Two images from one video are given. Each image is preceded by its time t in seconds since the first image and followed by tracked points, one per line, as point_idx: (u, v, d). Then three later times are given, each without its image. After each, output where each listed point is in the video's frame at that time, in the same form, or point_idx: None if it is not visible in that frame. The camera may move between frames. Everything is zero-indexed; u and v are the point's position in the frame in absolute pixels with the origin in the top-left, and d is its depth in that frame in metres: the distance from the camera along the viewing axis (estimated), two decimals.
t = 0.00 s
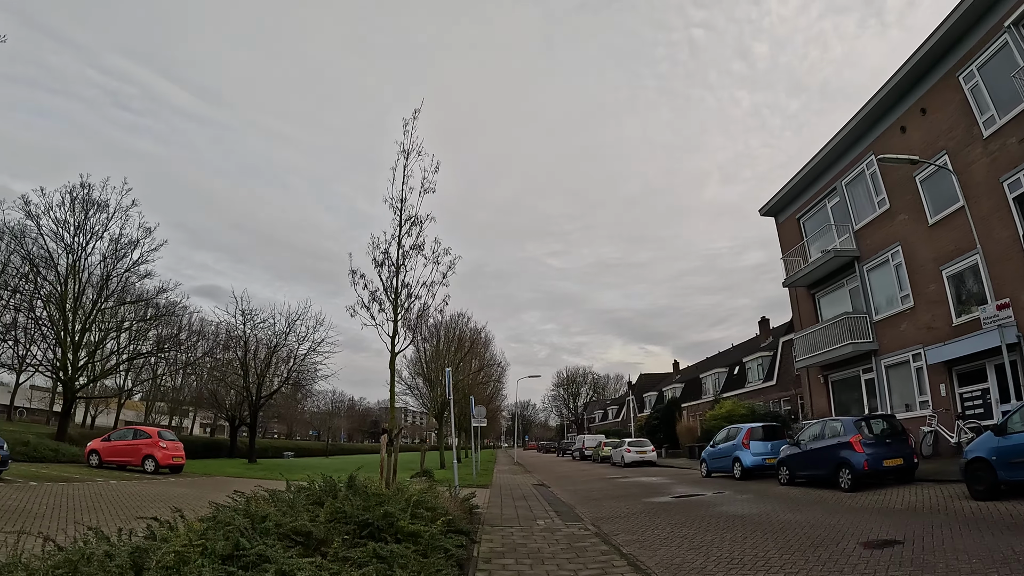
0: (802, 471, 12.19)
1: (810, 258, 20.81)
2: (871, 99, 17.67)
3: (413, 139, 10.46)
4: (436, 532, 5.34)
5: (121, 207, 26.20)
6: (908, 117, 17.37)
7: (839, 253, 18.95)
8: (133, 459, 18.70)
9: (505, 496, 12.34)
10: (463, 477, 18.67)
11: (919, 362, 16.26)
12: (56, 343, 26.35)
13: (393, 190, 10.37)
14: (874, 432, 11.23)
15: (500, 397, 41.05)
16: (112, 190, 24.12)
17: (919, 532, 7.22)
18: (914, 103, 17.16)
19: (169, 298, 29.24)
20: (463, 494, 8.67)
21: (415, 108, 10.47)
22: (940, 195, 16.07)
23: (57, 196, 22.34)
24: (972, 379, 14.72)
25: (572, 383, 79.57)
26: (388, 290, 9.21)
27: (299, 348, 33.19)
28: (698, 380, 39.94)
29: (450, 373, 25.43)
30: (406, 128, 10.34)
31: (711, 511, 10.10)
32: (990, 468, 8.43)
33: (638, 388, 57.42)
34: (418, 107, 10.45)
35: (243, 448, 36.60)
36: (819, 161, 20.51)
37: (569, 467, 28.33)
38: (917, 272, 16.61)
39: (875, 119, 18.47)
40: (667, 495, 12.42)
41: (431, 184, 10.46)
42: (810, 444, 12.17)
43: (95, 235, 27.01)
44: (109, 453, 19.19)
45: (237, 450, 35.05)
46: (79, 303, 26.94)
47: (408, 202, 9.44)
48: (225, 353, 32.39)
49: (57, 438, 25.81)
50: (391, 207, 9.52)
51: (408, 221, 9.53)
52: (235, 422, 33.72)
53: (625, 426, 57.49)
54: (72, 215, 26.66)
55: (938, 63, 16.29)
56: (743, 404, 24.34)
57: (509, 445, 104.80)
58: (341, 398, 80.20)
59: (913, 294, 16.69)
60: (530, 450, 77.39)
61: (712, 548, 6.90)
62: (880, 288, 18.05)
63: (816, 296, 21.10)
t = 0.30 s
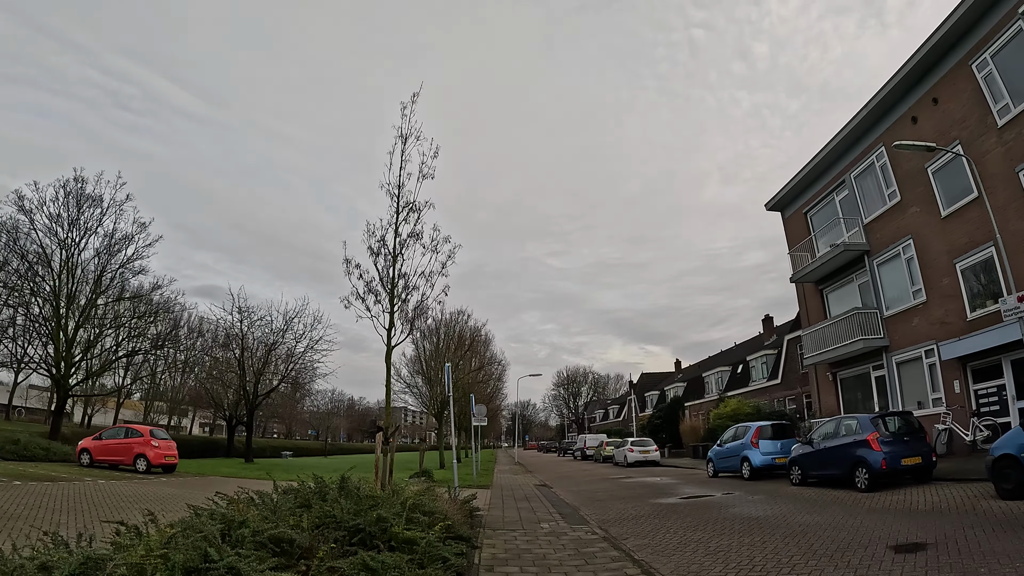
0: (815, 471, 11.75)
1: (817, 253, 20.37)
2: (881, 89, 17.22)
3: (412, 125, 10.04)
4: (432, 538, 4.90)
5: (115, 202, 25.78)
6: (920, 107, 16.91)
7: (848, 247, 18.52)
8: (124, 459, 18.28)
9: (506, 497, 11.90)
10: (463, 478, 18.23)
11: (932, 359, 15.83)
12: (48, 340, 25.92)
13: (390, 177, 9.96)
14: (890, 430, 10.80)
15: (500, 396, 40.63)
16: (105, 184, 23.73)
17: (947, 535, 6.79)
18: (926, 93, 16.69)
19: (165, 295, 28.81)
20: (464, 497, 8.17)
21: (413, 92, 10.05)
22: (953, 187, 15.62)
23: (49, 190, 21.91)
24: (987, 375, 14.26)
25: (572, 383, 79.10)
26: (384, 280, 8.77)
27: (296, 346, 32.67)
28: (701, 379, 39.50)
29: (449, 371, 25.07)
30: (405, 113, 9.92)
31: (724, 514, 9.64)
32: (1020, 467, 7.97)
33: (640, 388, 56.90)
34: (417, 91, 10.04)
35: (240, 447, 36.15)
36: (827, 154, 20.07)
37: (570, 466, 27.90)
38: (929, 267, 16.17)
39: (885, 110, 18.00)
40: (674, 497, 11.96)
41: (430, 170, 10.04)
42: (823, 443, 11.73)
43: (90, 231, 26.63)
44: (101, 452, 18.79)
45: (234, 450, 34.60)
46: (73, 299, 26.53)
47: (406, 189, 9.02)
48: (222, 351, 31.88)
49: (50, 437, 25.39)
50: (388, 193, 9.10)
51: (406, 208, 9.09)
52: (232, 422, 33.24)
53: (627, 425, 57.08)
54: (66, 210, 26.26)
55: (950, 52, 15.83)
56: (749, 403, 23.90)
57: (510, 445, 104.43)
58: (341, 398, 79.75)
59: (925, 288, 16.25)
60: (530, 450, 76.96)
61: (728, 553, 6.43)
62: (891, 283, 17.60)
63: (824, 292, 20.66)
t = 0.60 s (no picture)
0: (827, 471, 11.36)
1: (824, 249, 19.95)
2: (891, 79, 16.76)
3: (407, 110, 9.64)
4: (424, 547, 4.45)
5: (108, 197, 25.34)
6: (929, 98, 16.48)
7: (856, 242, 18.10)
8: (115, 458, 17.86)
9: (505, 498, 11.47)
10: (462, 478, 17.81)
11: (943, 355, 15.40)
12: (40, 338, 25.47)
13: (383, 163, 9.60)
14: (906, 428, 10.41)
15: (500, 395, 40.22)
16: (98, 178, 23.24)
17: (976, 539, 6.35)
18: (936, 83, 16.25)
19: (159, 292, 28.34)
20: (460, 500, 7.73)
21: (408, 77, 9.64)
22: (964, 178, 15.19)
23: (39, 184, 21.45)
24: (1001, 371, 13.83)
25: (572, 382, 78.73)
26: (377, 270, 8.35)
27: (293, 344, 32.16)
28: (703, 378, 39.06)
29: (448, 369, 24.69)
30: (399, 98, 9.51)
31: (738, 517, 9.21)
32: None
33: (641, 387, 56.46)
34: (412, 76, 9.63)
35: (237, 447, 35.69)
36: (834, 147, 19.64)
37: (571, 466, 27.49)
38: (940, 261, 15.75)
39: (895, 100, 17.54)
40: (680, 498, 11.53)
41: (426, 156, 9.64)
42: (836, 442, 11.33)
43: (83, 226, 26.20)
44: (91, 451, 18.37)
45: (231, 450, 34.16)
46: (66, 296, 26.09)
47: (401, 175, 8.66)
48: (218, 350, 31.36)
49: (42, 436, 24.95)
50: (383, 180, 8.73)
51: (401, 196, 8.68)
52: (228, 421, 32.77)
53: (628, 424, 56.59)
54: (58, 205, 25.83)
55: (960, 41, 15.40)
56: (753, 402, 23.48)
57: (510, 445, 104.01)
58: (340, 397, 79.33)
59: (936, 283, 15.83)
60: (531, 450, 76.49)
61: (742, 561, 5.98)
62: (901, 279, 17.18)
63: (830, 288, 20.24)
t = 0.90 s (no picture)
0: (838, 472, 10.98)
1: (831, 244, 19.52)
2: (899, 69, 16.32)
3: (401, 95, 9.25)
4: (413, 562, 3.98)
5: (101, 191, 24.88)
6: (939, 89, 16.05)
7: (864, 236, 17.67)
8: (104, 458, 17.41)
9: (504, 501, 11.04)
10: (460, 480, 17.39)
11: (955, 352, 14.98)
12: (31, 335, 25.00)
13: (375, 149, 9.18)
14: (922, 427, 10.01)
15: (499, 394, 39.77)
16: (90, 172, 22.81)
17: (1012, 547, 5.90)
18: (946, 73, 15.81)
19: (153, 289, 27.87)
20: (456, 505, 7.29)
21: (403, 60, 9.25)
22: (976, 171, 14.75)
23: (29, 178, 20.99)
24: (1016, 369, 13.40)
25: (572, 382, 78.36)
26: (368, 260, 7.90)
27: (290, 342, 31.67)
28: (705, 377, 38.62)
29: (445, 367, 24.28)
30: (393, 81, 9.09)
31: (749, 522, 8.78)
32: None
33: (642, 387, 56.00)
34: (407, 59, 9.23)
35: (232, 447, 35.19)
36: (840, 140, 19.21)
37: (571, 467, 27.07)
38: (951, 256, 15.32)
39: (903, 92, 17.09)
40: (687, 501, 11.07)
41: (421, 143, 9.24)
42: (848, 442, 10.93)
43: (75, 221, 25.75)
44: (79, 451, 17.92)
45: (226, 449, 33.69)
46: (58, 292, 25.62)
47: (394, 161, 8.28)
48: (213, 348, 30.86)
49: (33, 435, 24.48)
50: (375, 167, 8.32)
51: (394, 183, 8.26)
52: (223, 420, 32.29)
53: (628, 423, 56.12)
54: (50, 200, 25.37)
55: (971, 30, 14.97)
56: (757, 401, 23.04)
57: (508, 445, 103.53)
58: (339, 397, 78.84)
59: (947, 278, 15.40)
60: (530, 450, 76.00)
61: (761, 571, 5.53)
62: (910, 274, 16.76)
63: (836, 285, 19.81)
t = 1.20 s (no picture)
0: (853, 470, 10.66)
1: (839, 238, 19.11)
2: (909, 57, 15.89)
3: (398, 74, 8.84)
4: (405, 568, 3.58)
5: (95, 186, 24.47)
6: (950, 77, 15.63)
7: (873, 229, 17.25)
8: (94, 456, 16.99)
9: (505, 501, 10.62)
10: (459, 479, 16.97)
11: (968, 347, 14.56)
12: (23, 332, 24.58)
13: (370, 132, 8.78)
14: (943, 422, 9.63)
15: (499, 393, 39.36)
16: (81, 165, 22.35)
17: None
18: (958, 60, 15.36)
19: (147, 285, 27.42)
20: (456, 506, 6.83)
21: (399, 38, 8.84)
22: (989, 160, 14.32)
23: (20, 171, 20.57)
24: None
25: (572, 381, 77.98)
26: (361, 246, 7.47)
27: (287, 340, 31.20)
28: (707, 375, 38.21)
29: (445, 364, 23.89)
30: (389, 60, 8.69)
31: (764, 522, 8.35)
32: None
33: (643, 386, 55.58)
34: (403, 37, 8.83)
35: (229, 446, 34.74)
36: (848, 132, 18.79)
37: (572, 466, 26.62)
38: (964, 248, 14.90)
39: (913, 80, 16.64)
40: (694, 500, 10.66)
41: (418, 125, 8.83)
42: (863, 439, 10.57)
43: (68, 215, 25.33)
44: (69, 449, 17.50)
45: (223, 448, 33.24)
46: (51, 288, 25.19)
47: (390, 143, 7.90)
48: (208, 346, 30.42)
49: (26, 433, 24.07)
50: (369, 148, 7.93)
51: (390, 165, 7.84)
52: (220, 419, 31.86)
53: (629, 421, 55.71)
54: (43, 195, 24.95)
55: (984, 16, 14.52)
56: (762, 399, 22.60)
57: (508, 445, 103.13)
58: (338, 396, 78.41)
59: (960, 271, 14.99)
60: (530, 449, 75.58)
61: None
62: (921, 267, 16.34)
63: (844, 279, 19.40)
